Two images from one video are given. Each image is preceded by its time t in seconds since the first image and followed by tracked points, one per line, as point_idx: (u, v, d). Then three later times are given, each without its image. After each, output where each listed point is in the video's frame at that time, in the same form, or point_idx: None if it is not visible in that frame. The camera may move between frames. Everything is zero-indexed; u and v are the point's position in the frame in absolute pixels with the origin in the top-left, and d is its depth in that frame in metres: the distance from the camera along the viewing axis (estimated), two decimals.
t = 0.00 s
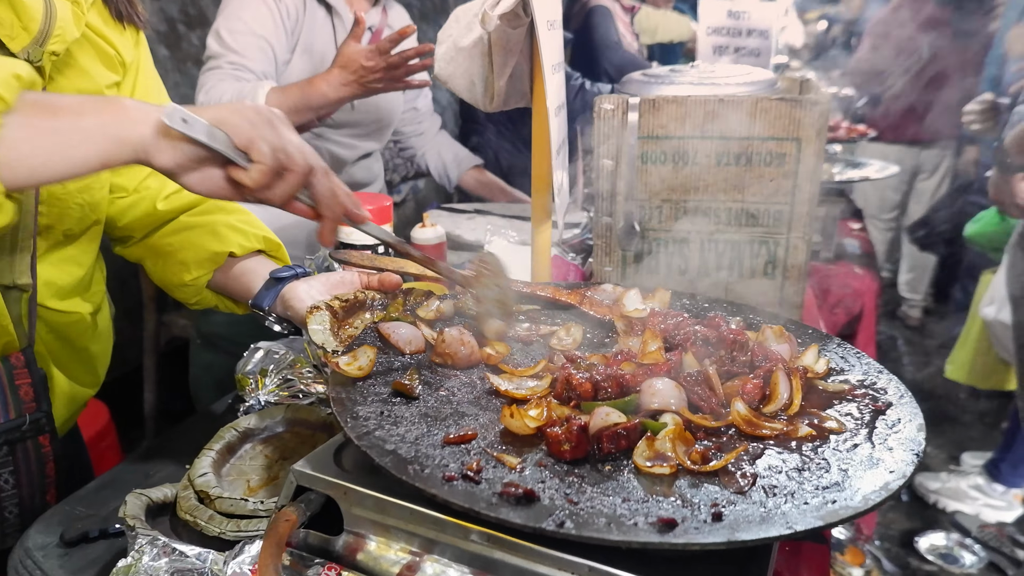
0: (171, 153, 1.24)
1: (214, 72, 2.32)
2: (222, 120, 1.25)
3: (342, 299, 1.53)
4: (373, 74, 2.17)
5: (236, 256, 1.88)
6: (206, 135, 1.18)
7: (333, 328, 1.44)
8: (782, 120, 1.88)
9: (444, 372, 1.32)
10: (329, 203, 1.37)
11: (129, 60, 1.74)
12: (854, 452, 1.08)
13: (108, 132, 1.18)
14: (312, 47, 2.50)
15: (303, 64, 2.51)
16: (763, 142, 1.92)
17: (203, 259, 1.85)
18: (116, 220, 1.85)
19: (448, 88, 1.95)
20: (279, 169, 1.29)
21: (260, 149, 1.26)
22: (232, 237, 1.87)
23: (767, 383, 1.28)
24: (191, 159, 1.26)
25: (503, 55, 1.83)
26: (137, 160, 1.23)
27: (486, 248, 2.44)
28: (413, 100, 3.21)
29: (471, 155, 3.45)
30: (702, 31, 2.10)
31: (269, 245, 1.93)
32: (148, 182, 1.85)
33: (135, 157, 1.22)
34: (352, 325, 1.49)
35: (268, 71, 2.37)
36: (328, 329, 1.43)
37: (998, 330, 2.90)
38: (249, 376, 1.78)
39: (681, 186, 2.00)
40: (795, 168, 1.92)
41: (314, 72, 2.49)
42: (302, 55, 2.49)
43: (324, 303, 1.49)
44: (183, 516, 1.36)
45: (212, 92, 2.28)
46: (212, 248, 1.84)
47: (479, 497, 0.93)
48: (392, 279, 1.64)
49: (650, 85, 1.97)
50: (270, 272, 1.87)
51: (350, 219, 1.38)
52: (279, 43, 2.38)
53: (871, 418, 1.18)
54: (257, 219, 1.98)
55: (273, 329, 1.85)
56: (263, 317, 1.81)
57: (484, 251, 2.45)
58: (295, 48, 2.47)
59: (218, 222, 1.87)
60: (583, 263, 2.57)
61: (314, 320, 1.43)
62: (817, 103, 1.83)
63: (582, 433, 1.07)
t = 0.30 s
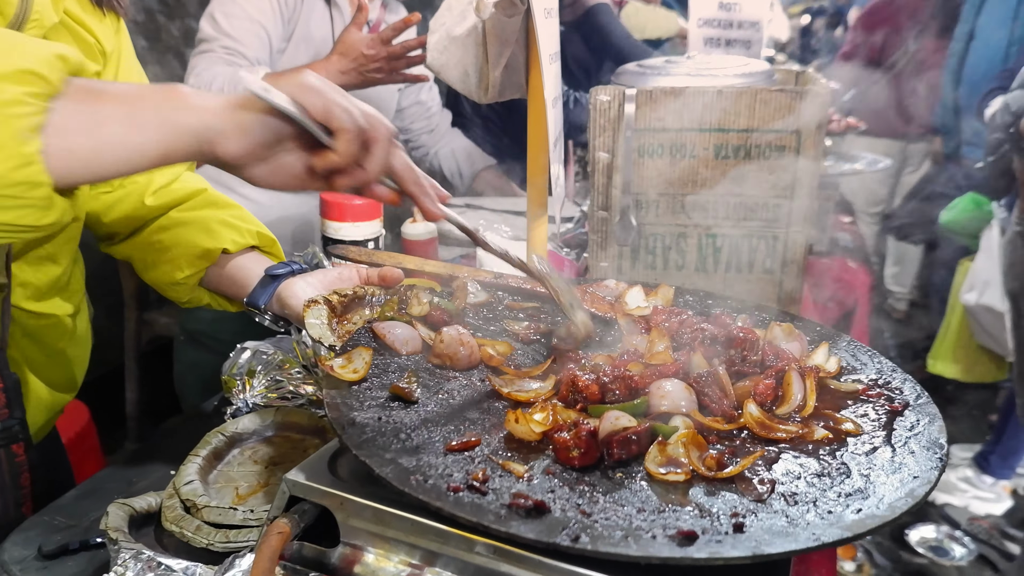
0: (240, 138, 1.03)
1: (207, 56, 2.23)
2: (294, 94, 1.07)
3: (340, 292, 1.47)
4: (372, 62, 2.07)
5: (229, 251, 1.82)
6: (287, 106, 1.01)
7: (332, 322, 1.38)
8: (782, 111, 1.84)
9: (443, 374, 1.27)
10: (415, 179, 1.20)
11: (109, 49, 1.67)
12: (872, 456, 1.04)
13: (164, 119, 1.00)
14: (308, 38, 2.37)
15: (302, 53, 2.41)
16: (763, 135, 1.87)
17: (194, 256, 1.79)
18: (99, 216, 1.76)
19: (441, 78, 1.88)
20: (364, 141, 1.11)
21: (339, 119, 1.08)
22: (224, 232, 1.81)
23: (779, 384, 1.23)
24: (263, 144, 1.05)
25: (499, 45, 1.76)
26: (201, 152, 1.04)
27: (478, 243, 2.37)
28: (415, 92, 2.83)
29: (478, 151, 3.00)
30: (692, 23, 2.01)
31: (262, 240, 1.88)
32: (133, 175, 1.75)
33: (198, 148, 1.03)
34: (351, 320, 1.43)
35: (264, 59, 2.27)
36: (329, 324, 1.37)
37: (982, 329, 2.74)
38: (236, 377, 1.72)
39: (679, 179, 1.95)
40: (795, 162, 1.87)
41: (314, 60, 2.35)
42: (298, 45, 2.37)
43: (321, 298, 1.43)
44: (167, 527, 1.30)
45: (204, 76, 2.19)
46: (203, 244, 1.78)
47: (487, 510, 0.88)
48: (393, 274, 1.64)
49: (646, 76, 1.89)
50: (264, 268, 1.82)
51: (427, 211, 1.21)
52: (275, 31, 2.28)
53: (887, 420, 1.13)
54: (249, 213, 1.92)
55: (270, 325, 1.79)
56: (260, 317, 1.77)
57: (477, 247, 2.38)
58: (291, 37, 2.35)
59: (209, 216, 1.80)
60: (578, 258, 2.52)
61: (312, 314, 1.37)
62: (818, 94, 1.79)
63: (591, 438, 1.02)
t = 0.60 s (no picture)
0: (99, 67, 1.02)
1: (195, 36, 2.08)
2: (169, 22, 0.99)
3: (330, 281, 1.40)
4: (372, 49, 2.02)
5: (218, 238, 1.74)
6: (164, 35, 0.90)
7: (322, 309, 1.32)
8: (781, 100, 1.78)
9: (440, 369, 1.21)
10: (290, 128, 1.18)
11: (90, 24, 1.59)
12: (893, 455, 0.99)
13: (13, 45, 0.97)
14: (302, 17, 2.31)
15: (294, 34, 2.32)
16: (762, 122, 1.82)
17: (183, 246, 1.71)
18: (80, 201, 1.68)
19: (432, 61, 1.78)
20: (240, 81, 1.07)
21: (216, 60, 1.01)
22: (213, 217, 1.73)
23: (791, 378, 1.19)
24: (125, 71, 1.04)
25: (494, 26, 1.69)
26: (53, 80, 1.01)
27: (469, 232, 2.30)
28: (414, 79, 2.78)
29: (476, 134, 2.98)
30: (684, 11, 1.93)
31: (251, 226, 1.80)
32: (117, 159, 1.68)
33: (46, 73, 0.99)
34: (343, 308, 1.36)
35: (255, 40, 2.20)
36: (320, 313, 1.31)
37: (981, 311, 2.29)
38: (220, 371, 1.65)
39: (676, 168, 1.87)
40: (795, 150, 1.82)
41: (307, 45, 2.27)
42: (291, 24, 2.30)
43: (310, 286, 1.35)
44: (149, 530, 1.23)
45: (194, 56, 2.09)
46: (192, 231, 1.70)
47: (494, 516, 0.82)
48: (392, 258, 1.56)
49: (642, 60, 1.77)
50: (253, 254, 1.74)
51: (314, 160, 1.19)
52: (267, 9, 2.19)
53: (905, 416, 1.09)
54: (237, 199, 1.84)
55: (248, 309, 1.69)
56: (247, 305, 1.68)
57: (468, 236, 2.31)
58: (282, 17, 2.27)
59: (197, 201, 1.73)
60: (571, 248, 2.45)
61: (302, 302, 1.30)
62: (819, 81, 1.73)
63: (601, 438, 0.96)
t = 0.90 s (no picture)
0: (27, 77, 0.82)
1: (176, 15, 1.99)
2: (93, 32, 0.86)
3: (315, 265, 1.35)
4: (362, 41, 1.91)
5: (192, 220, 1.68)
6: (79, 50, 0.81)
7: (303, 296, 1.28)
8: (780, 79, 1.68)
9: (438, 364, 1.15)
10: (234, 139, 0.97)
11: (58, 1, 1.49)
12: (918, 448, 0.95)
13: None
14: None
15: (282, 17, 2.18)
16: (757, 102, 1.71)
17: (155, 226, 1.65)
18: (50, 190, 1.60)
19: (420, 40, 1.64)
20: (174, 98, 0.91)
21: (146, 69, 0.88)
22: (186, 199, 1.67)
23: (806, 368, 1.14)
24: (54, 84, 0.84)
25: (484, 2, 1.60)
26: None
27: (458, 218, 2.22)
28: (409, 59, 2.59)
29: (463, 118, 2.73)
30: None
31: (228, 209, 1.74)
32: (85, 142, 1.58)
33: None
34: (325, 295, 1.32)
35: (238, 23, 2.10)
36: (301, 299, 1.26)
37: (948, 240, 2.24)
38: (204, 367, 1.58)
39: (670, 150, 1.78)
40: (793, 131, 1.73)
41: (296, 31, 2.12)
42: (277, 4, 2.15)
43: (293, 270, 1.31)
44: (134, 538, 1.17)
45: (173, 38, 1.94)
46: (165, 214, 1.64)
47: (507, 525, 0.77)
48: (374, 246, 1.52)
49: (636, 39, 1.68)
50: (228, 237, 1.68)
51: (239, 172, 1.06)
52: None
53: (925, 406, 1.05)
54: (213, 179, 1.78)
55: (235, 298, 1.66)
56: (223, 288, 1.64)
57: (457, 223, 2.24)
58: None
59: (170, 182, 1.66)
60: (563, 233, 2.38)
61: (283, 288, 1.26)
62: (817, 59, 1.63)
63: (613, 435, 0.91)
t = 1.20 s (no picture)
0: None
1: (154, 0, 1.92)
2: None
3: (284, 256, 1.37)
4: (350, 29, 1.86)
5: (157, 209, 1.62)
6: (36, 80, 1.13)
7: (269, 288, 1.30)
8: (774, 57, 1.62)
9: (436, 359, 1.09)
10: (108, 146, 1.09)
11: None
12: (941, 438, 0.91)
13: None
14: None
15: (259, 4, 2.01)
16: (753, 82, 1.65)
17: (115, 214, 1.58)
18: (6, 183, 1.50)
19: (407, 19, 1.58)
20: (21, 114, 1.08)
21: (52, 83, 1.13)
22: (150, 187, 1.61)
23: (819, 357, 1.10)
24: None
25: None
26: None
27: (447, 205, 2.16)
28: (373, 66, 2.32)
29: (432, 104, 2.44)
30: None
31: (195, 197, 1.70)
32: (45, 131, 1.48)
33: None
34: (293, 285, 1.33)
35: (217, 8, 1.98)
36: (263, 289, 1.28)
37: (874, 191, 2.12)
38: (185, 364, 1.50)
39: (663, 133, 1.71)
40: (789, 111, 1.67)
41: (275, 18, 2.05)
42: None
43: (259, 262, 1.34)
44: (115, 549, 1.10)
45: (150, 25, 1.91)
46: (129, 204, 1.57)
47: (521, 533, 0.72)
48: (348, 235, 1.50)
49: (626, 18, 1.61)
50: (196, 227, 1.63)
51: (155, 162, 1.06)
52: None
53: (943, 392, 1.01)
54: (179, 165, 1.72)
55: (207, 297, 1.62)
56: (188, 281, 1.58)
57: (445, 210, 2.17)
58: None
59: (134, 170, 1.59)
60: (554, 219, 2.33)
61: (247, 279, 1.29)
62: (813, 37, 1.56)
63: (626, 433, 0.86)
